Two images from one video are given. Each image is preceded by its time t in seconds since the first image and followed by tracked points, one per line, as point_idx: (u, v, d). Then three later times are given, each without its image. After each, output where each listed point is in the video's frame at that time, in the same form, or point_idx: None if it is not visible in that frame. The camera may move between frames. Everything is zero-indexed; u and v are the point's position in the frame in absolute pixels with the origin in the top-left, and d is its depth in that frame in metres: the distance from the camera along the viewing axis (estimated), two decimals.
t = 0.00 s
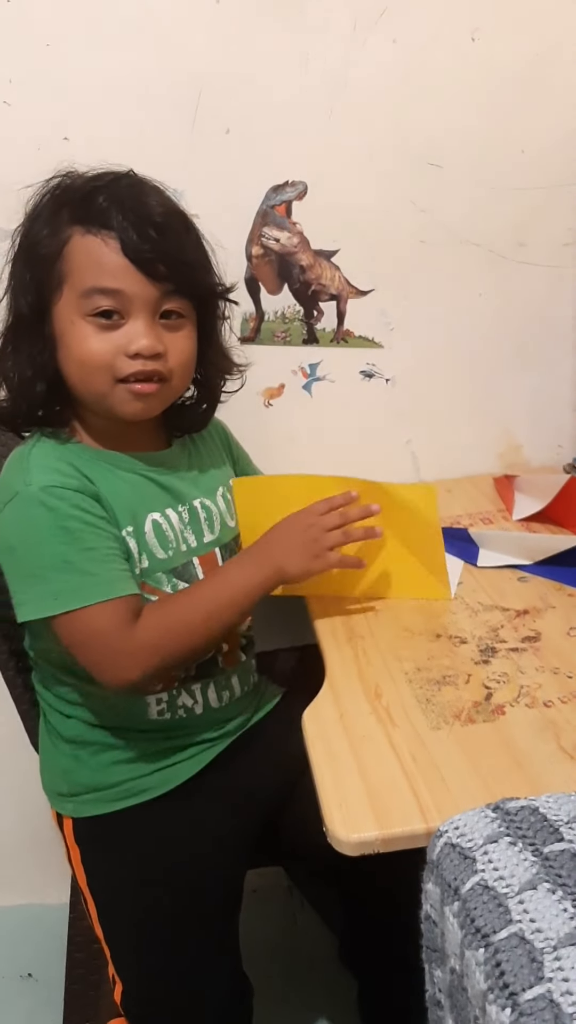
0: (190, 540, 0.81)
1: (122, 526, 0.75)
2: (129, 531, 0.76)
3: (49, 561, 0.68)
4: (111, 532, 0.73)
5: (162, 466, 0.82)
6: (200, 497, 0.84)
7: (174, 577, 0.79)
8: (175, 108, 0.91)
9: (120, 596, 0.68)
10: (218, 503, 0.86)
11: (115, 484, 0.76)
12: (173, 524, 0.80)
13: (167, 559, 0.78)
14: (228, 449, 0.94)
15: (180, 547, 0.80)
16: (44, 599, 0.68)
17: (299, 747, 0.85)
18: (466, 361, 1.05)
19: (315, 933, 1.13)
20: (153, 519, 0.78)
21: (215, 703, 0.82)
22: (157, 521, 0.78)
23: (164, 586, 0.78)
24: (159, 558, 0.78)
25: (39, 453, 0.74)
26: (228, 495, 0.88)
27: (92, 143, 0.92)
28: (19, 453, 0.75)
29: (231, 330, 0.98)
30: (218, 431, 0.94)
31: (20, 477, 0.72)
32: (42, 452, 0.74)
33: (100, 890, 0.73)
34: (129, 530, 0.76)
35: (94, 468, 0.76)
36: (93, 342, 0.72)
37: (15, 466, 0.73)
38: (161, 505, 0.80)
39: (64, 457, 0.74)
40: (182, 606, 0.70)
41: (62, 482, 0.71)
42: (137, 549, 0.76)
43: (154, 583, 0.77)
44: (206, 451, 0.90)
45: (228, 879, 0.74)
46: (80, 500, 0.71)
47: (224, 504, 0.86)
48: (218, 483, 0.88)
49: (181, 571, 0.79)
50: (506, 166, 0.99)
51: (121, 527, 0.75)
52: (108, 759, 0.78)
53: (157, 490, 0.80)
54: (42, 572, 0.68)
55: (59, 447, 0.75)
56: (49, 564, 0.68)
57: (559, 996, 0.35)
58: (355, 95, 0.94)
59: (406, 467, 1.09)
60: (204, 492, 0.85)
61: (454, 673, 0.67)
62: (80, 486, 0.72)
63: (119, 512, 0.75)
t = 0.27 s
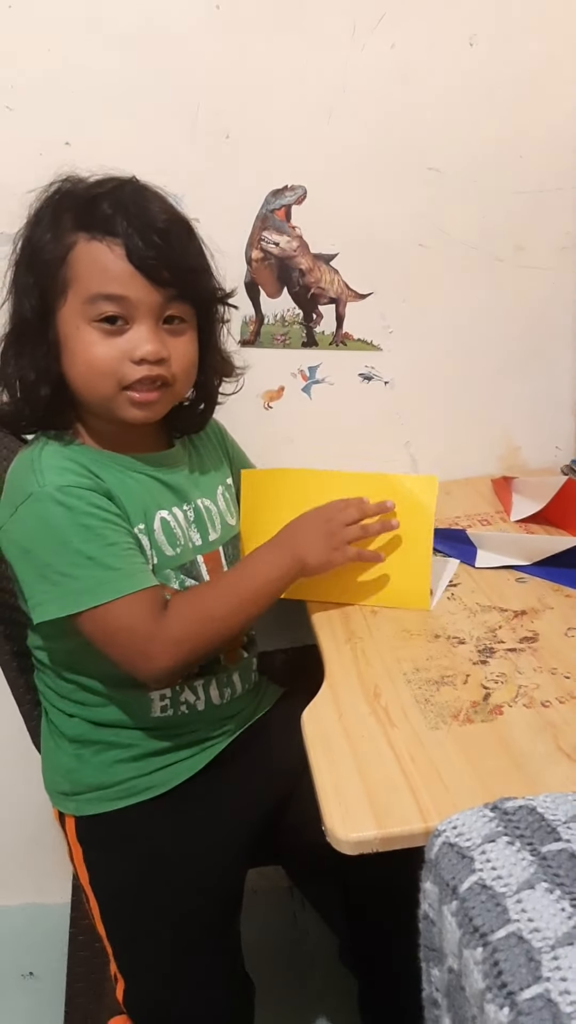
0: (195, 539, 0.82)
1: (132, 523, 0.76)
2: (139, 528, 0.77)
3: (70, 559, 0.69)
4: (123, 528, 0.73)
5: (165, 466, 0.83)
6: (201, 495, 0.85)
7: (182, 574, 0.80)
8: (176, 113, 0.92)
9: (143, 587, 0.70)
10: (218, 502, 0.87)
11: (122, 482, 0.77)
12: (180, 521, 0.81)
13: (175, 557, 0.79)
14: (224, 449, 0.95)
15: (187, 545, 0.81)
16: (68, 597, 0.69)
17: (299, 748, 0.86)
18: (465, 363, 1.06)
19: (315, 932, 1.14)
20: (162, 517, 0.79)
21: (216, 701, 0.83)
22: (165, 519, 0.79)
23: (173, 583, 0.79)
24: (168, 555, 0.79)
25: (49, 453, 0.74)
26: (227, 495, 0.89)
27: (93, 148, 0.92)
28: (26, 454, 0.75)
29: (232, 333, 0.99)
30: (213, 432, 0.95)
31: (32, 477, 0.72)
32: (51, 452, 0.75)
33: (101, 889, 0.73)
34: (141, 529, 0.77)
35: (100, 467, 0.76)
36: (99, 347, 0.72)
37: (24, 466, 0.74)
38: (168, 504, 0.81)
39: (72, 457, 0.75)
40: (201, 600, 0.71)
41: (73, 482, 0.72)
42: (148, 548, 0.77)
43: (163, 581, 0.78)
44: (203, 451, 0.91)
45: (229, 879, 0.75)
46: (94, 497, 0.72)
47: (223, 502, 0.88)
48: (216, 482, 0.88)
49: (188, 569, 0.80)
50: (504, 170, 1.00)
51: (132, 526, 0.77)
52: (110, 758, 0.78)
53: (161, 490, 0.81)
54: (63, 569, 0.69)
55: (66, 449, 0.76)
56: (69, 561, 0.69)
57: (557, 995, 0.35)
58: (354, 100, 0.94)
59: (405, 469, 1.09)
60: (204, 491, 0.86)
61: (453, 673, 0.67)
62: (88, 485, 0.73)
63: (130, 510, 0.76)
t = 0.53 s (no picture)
0: (190, 543, 0.82)
1: (128, 524, 0.76)
2: (135, 531, 0.77)
3: (66, 561, 0.69)
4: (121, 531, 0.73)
5: (164, 467, 0.83)
6: (199, 497, 0.85)
7: (176, 577, 0.80)
8: (176, 114, 0.92)
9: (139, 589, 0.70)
10: (215, 505, 0.86)
11: (120, 484, 0.77)
12: (175, 525, 0.80)
13: (170, 560, 0.79)
14: (221, 449, 0.94)
15: (183, 549, 0.81)
16: (64, 599, 0.69)
17: (299, 750, 0.86)
18: (465, 365, 1.06)
19: (315, 936, 1.13)
20: (157, 519, 0.79)
21: (215, 704, 0.83)
22: (160, 521, 0.79)
23: (167, 586, 0.79)
24: (163, 558, 0.79)
25: (46, 453, 0.74)
26: (224, 497, 0.89)
27: (92, 149, 0.92)
28: (23, 454, 0.75)
29: (231, 335, 0.99)
30: (210, 433, 0.94)
31: (29, 477, 0.72)
32: (48, 452, 0.75)
33: (100, 891, 0.73)
34: (137, 532, 0.77)
35: (98, 468, 0.76)
36: (96, 347, 0.72)
37: (22, 466, 0.74)
38: (164, 505, 0.80)
39: (69, 458, 0.75)
40: (199, 611, 0.73)
41: (71, 483, 0.72)
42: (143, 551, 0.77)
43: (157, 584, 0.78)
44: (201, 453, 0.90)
45: (228, 882, 0.74)
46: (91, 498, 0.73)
47: (220, 506, 0.87)
48: (213, 484, 0.88)
49: (184, 572, 0.80)
50: (504, 171, 0.99)
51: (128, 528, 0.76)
52: (109, 760, 0.78)
53: (158, 491, 0.80)
54: (59, 571, 0.69)
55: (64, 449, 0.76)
56: (66, 563, 0.69)
57: (556, 999, 0.35)
58: (354, 101, 0.94)
59: (405, 471, 1.09)
60: (201, 493, 0.86)
61: (453, 676, 0.67)
62: (86, 486, 0.73)
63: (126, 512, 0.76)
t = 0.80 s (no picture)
0: (189, 545, 0.82)
1: (125, 528, 0.76)
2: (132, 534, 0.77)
3: (61, 564, 0.70)
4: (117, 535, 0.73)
5: (164, 470, 0.83)
6: (198, 501, 0.85)
7: (175, 581, 0.80)
8: (175, 116, 0.92)
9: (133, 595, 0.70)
10: (215, 508, 0.86)
11: (118, 487, 0.77)
12: (173, 528, 0.80)
13: (168, 563, 0.79)
14: (221, 450, 0.94)
15: (180, 551, 0.81)
16: (56, 601, 0.69)
17: (298, 752, 0.86)
18: (465, 367, 1.06)
19: (315, 939, 1.13)
20: (155, 522, 0.79)
21: (215, 706, 0.83)
22: (158, 524, 0.79)
23: (165, 590, 0.79)
24: (161, 561, 0.79)
25: (43, 456, 0.74)
26: (225, 499, 0.89)
27: (92, 152, 0.92)
28: (20, 456, 0.75)
29: (231, 337, 0.99)
30: (211, 435, 0.94)
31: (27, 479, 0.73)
32: (45, 455, 0.75)
33: (100, 893, 0.73)
34: (134, 535, 0.77)
35: (96, 470, 0.76)
36: (93, 346, 0.72)
37: (20, 468, 0.74)
38: (163, 508, 0.80)
39: (68, 460, 0.75)
40: (196, 619, 0.73)
41: (69, 486, 0.73)
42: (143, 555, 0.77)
43: (155, 587, 0.78)
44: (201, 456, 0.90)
45: (228, 884, 0.74)
46: (89, 503, 0.73)
47: (220, 508, 0.87)
48: (213, 487, 0.88)
49: (182, 576, 0.81)
50: (503, 173, 1.00)
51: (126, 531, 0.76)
52: (109, 763, 0.78)
53: (157, 494, 0.80)
54: (53, 573, 0.70)
55: (62, 451, 0.76)
56: (60, 566, 0.70)
57: (556, 1001, 0.35)
58: (353, 103, 0.94)
59: (405, 473, 1.09)
60: (201, 496, 0.86)
61: (453, 678, 0.67)
62: (83, 489, 0.73)
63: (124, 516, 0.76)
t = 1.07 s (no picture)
0: (188, 537, 0.81)
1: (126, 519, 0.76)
2: (132, 526, 0.76)
3: (63, 555, 0.69)
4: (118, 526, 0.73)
5: (162, 462, 0.82)
6: (196, 493, 0.85)
7: (176, 572, 0.79)
8: (175, 110, 0.91)
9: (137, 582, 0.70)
10: (212, 501, 0.86)
11: (118, 479, 0.77)
12: (173, 520, 0.80)
13: (169, 555, 0.79)
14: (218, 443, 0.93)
15: (180, 543, 0.80)
16: (61, 592, 0.69)
17: (299, 749, 0.85)
18: (467, 362, 1.05)
19: (317, 936, 1.13)
20: (156, 514, 0.79)
21: (215, 700, 0.82)
22: (159, 516, 0.79)
23: (167, 581, 0.78)
24: (162, 552, 0.78)
25: (41, 451, 0.74)
26: (221, 492, 0.89)
27: (91, 145, 0.91)
28: (19, 452, 0.75)
29: (232, 332, 0.98)
30: (209, 429, 0.94)
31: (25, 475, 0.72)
32: (43, 450, 0.74)
33: (102, 890, 0.73)
34: (135, 526, 0.77)
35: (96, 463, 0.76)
36: (98, 346, 0.72)
37: (19, 463, 0.74)
38: (162, 501, 0.80)
39: (66, 455, 0.75)
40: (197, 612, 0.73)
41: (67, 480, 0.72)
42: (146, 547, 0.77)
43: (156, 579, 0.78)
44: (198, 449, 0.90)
45: (228, 882, 0.74)
46: (89, 495, 0.72)
47: (217, 501, 0.87)
48: (210, 480, 0.88)
49: (184, 568, 0.80)
50: (505, 168, 0.99)
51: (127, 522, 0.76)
52: (111, 758, 0.78)
53: (156, 487, 0.80)
54: (55, 565, 0.69)
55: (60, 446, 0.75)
56: (62, 557, 0.69)
57: (562, 1001, 0.35)
58: (355, 97, 0.94)
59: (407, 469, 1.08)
60: (198, 489, 0.85)
61: (455, 674, 0.67)
62: (83, 482, 0.73)
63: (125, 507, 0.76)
